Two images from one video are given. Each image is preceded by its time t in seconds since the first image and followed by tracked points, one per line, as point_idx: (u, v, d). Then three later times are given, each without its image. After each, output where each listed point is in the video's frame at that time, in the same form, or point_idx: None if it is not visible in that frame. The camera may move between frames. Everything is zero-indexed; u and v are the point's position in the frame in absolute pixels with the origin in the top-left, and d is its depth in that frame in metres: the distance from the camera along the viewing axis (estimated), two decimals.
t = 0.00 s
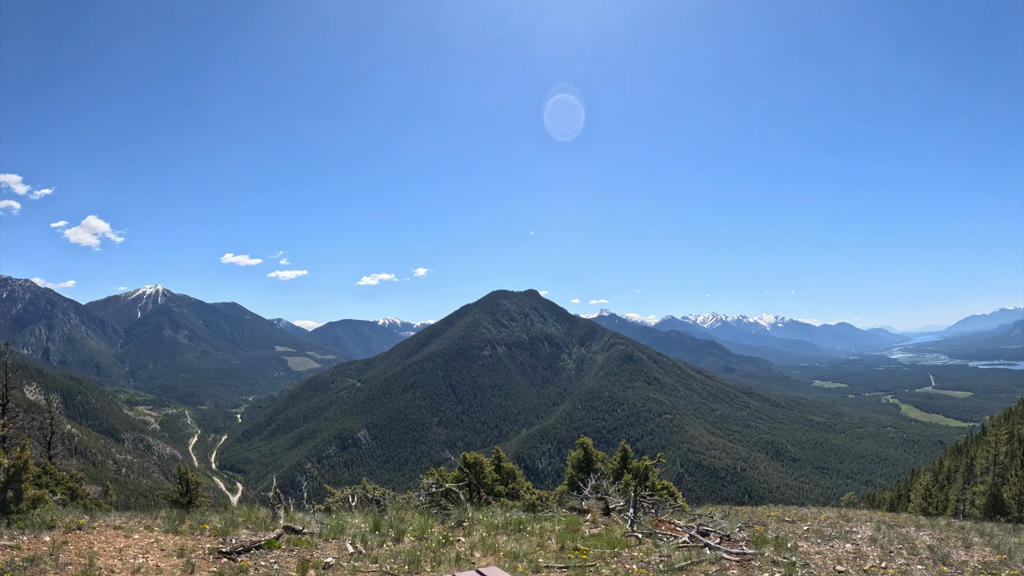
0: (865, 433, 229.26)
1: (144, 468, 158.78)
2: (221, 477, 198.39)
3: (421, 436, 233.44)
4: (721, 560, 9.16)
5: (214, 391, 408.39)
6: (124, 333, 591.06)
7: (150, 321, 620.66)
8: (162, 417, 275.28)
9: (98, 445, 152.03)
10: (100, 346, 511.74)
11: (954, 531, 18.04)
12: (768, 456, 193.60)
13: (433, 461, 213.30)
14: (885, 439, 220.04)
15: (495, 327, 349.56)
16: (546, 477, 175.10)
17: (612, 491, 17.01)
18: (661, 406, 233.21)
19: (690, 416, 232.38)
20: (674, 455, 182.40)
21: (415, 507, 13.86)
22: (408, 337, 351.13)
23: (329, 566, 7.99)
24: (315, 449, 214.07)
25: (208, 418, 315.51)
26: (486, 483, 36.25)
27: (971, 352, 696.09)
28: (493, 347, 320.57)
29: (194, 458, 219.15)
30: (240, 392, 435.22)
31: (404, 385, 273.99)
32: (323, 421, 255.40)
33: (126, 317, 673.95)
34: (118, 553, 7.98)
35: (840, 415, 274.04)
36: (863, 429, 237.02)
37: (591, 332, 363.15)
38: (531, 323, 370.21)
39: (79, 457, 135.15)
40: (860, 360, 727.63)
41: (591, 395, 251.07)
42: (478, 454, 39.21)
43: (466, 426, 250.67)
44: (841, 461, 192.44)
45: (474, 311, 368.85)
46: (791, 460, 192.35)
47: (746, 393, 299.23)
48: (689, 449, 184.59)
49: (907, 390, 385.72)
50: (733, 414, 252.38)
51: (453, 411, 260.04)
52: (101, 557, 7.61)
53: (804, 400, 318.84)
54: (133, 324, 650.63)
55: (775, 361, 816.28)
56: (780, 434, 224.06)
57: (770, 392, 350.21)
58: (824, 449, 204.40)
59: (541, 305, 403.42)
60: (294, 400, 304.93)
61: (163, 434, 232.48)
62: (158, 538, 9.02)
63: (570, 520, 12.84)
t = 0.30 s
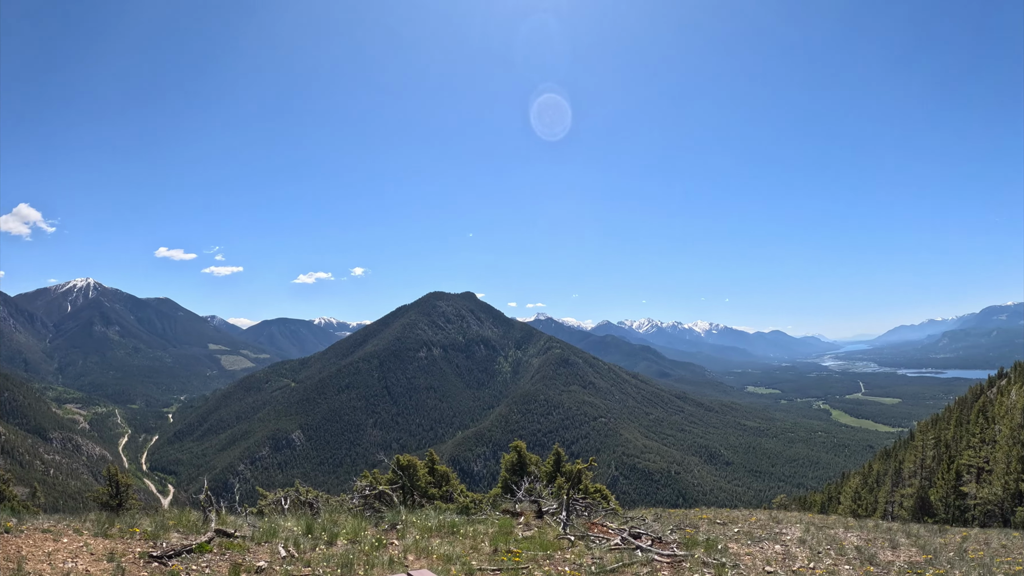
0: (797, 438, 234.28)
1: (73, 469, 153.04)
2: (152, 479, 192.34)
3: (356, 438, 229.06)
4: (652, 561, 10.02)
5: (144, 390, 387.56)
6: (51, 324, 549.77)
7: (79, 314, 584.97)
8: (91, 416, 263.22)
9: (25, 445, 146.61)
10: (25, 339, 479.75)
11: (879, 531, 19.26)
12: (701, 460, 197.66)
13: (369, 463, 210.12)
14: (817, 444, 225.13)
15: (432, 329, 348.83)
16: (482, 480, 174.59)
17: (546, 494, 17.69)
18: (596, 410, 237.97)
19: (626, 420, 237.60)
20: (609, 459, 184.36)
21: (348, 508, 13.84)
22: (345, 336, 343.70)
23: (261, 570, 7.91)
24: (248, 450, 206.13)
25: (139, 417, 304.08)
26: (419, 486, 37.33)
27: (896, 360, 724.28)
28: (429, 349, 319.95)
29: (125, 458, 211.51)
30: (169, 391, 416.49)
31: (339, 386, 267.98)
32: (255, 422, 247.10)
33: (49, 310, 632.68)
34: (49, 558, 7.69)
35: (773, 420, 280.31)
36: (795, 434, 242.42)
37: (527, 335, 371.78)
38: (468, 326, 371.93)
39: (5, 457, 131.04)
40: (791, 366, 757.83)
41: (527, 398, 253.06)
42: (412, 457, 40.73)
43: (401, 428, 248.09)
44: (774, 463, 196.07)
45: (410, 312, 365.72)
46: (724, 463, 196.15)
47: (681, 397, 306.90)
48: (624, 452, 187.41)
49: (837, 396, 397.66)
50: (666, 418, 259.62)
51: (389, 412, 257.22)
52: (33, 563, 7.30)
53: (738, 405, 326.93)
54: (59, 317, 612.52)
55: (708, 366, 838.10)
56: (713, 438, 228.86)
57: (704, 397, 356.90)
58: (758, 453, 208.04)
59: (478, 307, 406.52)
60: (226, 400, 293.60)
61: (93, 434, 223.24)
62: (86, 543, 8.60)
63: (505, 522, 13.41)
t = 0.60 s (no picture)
0: (749, 439, 237.29)
1: (20, 471, 147.90)
2: (101, 480, 186.26)
3: (309, 438, 225.44)
4: (602, 561, 10.45)
5: (94, 388, 374.19)
6: None
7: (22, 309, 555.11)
8: (38, 415, 253.49)
9: None
10: None
11: (825, 529, 19.69)
12: (654, 460, 199.38)
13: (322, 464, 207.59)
14: (770, 444, 227.86)
15: (386, 328, 347.41)
16: (434, 481, 173.05)
17: (497, 494, 17.96)
18: (549, 410, 240.18)
19: (578, 420, 239.49)
20: (562, 459, 184.97)
21: (301, 507, 13.89)
22: (298, 335, 337.74)
23: (211, 572, 7.84)
24: (197, 450, 199.27)
25: (87, 416, 294.40)
26: (369, 484, 37.47)
27: (845, 363, 742.30)
28: (383, 348, 319.16)
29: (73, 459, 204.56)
30: (119, 390, 403.04)
31: (292, 385, 263.62)
32: (206, 421, 240.74)
33: None
34: None
35: (724, 421, 283.67)
36: (747, 435, 245.67)
37: (480, 336, 375.48)
38: (422, 325, 372.66)
39: None
40: (742, 368, 773.18)
41: (480, 399, 253.40)
42: (365, 457, 40.25)
43: (355, 428, 245.80)
44: (726, 464, 198.41)
45: (364, 311, 363.42)
46: (677, 464, 197.89)
47: (633, 398, 311.12)
48: (578, 453, 188.48)
49: (788, 398, 404.75)
50: (619, 418, 262.21)
51: (342, 412, 254.62)
52: None
53: (689, 406, 332.44)
54: None
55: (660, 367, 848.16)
56: (665, 438, 231.49)
57: (656, 398, 360.55)
58: (711, 454, 210.46)
59: (432, 307, 408.38)
60: (174, 400, 285.06)
61: (40, 433, 215.27)
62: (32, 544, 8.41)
63: (455, 523, 13.66)
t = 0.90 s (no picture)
0: (713, 438, 239.40)
1: None
2: (62, 480, 183.11)
3: (274, 437, 223.00)
4: (566, 559, 10.51)
5: (53, 386, 364.64)
6: None
7: None
8: None
9: None
10: None
11: (785, 526, 20.00)
12: (619, 459, 199.66)
13: (286, 462, 206.23)
14: (733, 442, 230.16)
15: (350, 326, 345.69)
16: (399, 479, 172.58)
17: (462, 492, 18.04)
18: (514, 409, 241.63)
19: (542, 418, 241.02)
20: (527, 458, 185.35)
21: (263, 509, 13.76)
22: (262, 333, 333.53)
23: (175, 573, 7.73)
24: (161, 449, 195.92)
25: (46, 416, 286.77)
26: (332, 484, 37.28)
27: (807, 363, 755.94)
28: (347, 346, 317.43)
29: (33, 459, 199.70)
30: (80, 388, 392.60)
31: (256, 383, 260.01)
32: (168, 420, 236.02)
33: None
34: None
35: (688, 420, 285.30)
36: (711, 433, 247.80)
37: (444, 334, 377.58)
38: (387, 323, 372.06)
39: None
40: (707, 367, 785.02)
41: (445, 397, 252.66)
42: (329, 456, 39.91)
43: (319, 427, 244.14)
44: (689, 462, 200.17)
45: (329, 309, 360.69)
46: (641, 462, 198.81)
47: (598, 397, 313.68)
48: (542, 452, 189.38)
49: (751, 397, 412.59)
50: (584, 417, 264.32)
51: (307, 410, 252.60)
52: None
53: (655, 404, 337.44)
54: None
55: (627, 366, 855.39)
56: (630, 437, 233.08)
57: (620, 397, 362.18)
58: (674, 452, 211.82)
59: (396, 304, 409.31)
60: (135, 399, 279.82)
61: None
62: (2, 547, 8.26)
63: (417, 521, 13.67)
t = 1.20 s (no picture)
0: (688, 434, 240.89)
1: None
2: (36, 481, 182.16)
3: (249, 436, 221.26)
4: (542, 556, 10.67)
5: (25, 386, 359.24)
6: None
7: None
8: None
9: None
10: None
11: (762, 521, 20.08)
12: (595, 456, 199.91)
13: (262, 461, 205.45)
14: (708, 439, 231.89)
15: (326, 323, 343.64)
16: (375, 478, 172.17)
17: (439, 489, 18.10)
18: (490, 406, 242.33)
19: (519, 416, 241.92)
20: (504, 456, 185.26)
21: (237, 508, 13.74)
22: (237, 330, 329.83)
23: (149, 573, 7.72)
24: (136, 449, 194.11)
25: (17, 416, 282.22)
26: (307, 482, 37.27)
27: (783, 360, 764.67)
28: (323, 344, 315.66)
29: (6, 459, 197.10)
30: (53, 387, 387.19)
31: (231, 381, 256.96)
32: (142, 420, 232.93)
33: None
34: None
35: (663, 417, 286.51)
36: (686, 430, 249.37)
37: (421, 332, 378.27)
38: (362, 321, 370.83)
39: None
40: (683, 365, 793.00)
41: (420, 395, 251.64)
42: (303, 454, 39.76)
43: (295, 425, 242.88)
44: (666, 459, 201.75)
45: (304, 306, 357.70)
46: (617, 459, 199.44)
47: (574, 394, 315.67)
48: (519, 449, 189.77)
49: (726, 394, 417.58)
50: (560, 414, 265.99)
51: (283, 409, 250.73)
52: None
53: (631, 401, 341.02)
54: None
55: (603, 364, 860.93)
56: (606, 434, 233.82)
57: (595, 394, 363.49)
58: (650, 449, 213.17)
59: (371, 302, 408.34)
60: (110, 398, 276.52)
61: None
62: None
63: (393, 519, 13.71)
